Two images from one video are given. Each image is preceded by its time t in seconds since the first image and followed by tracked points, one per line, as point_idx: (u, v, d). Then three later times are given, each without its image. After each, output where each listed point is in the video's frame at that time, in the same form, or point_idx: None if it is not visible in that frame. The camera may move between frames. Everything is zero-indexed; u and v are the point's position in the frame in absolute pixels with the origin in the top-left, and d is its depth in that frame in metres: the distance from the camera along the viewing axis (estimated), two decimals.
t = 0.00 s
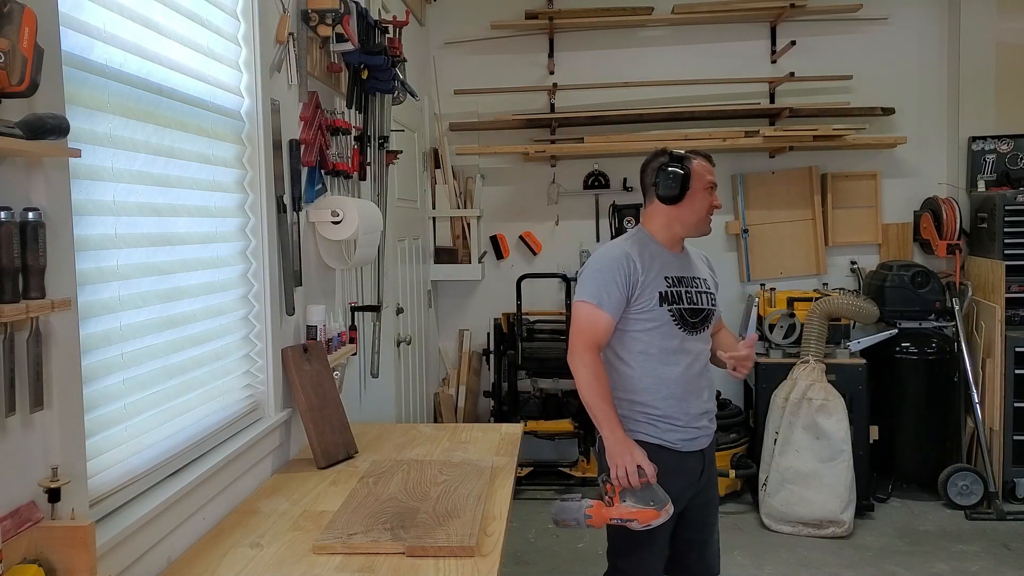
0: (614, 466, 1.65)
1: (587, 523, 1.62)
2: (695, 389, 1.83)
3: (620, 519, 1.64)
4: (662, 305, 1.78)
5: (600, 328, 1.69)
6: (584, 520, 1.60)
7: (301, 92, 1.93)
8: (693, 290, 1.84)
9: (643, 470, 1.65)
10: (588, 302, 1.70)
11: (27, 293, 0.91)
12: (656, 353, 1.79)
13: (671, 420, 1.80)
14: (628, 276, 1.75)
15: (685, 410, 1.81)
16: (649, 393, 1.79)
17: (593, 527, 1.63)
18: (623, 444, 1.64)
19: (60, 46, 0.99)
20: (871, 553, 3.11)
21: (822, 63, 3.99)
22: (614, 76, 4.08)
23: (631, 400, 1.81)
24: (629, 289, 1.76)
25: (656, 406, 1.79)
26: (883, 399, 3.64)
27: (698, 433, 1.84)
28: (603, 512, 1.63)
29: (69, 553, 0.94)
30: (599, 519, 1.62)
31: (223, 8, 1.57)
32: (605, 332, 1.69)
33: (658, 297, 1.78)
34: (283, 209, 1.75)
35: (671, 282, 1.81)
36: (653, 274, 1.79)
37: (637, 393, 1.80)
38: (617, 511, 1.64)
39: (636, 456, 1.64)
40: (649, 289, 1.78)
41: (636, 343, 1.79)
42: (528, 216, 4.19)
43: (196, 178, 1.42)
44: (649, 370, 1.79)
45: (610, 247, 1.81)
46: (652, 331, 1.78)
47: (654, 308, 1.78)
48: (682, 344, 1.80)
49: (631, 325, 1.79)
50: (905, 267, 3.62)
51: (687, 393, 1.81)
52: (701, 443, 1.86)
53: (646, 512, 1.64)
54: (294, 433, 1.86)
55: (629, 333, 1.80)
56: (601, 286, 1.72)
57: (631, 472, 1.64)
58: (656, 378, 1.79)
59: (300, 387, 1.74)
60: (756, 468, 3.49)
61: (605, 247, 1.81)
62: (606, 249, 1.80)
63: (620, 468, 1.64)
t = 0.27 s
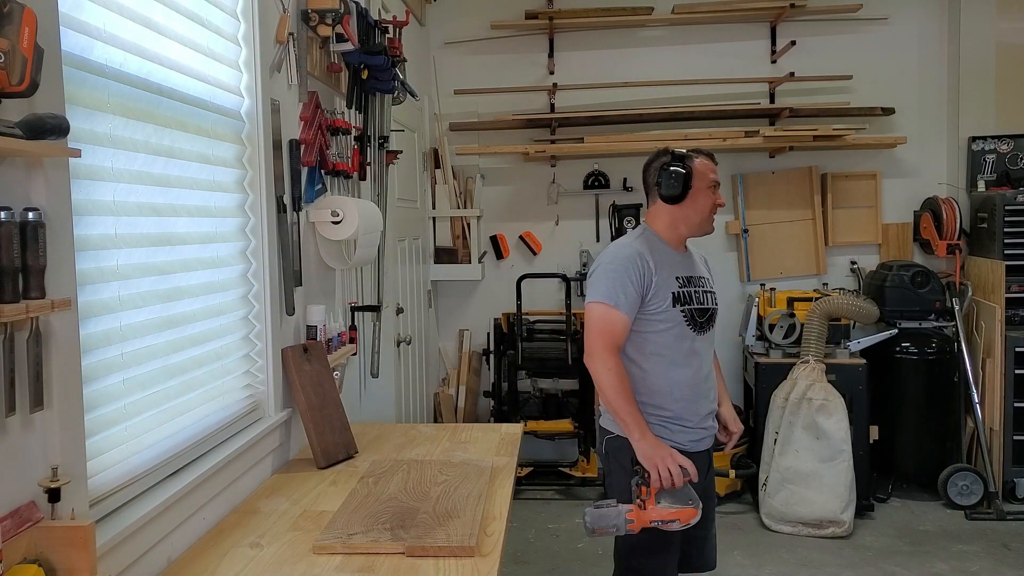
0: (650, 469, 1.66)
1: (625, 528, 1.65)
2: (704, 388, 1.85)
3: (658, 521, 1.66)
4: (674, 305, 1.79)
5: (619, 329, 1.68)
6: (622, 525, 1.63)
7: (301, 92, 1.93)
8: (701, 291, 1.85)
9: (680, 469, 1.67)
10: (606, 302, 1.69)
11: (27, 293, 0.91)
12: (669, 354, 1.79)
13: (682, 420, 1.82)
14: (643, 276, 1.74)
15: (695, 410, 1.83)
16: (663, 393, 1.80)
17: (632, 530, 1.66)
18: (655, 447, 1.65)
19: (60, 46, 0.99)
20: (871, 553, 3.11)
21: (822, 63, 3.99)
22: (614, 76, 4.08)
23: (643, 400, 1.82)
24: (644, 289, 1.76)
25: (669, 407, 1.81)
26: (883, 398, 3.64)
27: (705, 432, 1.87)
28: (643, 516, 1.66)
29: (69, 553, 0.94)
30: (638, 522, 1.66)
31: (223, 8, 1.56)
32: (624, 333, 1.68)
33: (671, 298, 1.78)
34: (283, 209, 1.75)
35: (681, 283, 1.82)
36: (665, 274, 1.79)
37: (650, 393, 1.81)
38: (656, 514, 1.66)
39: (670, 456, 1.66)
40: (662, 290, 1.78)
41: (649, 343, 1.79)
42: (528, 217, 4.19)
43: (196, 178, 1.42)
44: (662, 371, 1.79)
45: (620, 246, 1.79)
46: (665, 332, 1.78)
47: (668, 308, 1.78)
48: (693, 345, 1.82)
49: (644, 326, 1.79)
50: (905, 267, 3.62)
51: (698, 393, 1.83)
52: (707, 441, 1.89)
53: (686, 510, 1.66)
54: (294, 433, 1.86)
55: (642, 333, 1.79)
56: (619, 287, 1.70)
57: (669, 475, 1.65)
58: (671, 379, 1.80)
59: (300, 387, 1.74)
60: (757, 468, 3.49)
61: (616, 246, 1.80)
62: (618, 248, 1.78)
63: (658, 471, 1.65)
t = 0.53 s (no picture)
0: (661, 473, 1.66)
1: (637, 532, 1.64)
2: (708, 388, 1.86)
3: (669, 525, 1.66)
4: (679, 305, 1.79)
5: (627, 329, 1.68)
6: (633, 529, 1.63)
7: (301, 92, 1.93)
8: (704, 288, 1.86)
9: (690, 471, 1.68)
10: (613, 303, 1.68)
11: (27, 293, 0.91)
12: (675, 354, 1.79)
13: (687, 419, 1.82)
14: (648, 276, 1.74)
15: (700, 409, 1.84)
16: (668, 394, 1.80)
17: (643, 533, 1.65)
18: (668, 451, 1.66)
19: (60, 46, 0.99)
20: (871, 553, 3.11)
21: (822, 63, 3.99)
22: (614, 76, 4.08)
23: (648, 401, 1.82)
24: (650, 289, 1.75)
25: (674, 407, 1.81)
26: (883, 398, 3.64)
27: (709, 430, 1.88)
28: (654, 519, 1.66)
29: (68, 553, 0.94)
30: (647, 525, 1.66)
31: (223, 8, 1.57)
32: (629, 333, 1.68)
33: (676, 297, 1.78)
34: (283, 209, 1.75)
35: (685, 281, 1.82)
36: (670, 273, 1.79)
37: (656, 393, 1.81)
38: (667, 517, 1.65)
39: (681, 460, 1.66)
40: (667, 289, 1.77)
41: (655, 344, 1.79)
42: (528, 217, 4.19)
43: (195, 178, 1.42)
44: (668, 371, 1.79)
45: (624, 245, 1.79)
46: (670, 332, 1.78)
47: (673, 308, 1.78)
48: (698, 344, 1.82)
49: (649, 326, 1.78)
50: (905, 267, 3.62)
51: (703, 392, 1.84)
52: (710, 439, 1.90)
53: (696, 514, 1.66)
54: (294, 433, 1.86)
55: (647, 333, 1.79)
56: (625, 288, 1.69)
57: (680, 479, 1.65)
58: (676, 379, 1.80)
59: (300, 387, 1.74)
60: (757, 468, 3.49)
61: (620, 246, 1.79)
62: (622, 248, 1.78)
63: (670, 474, 1.66)
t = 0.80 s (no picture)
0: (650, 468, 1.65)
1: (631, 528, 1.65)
2: (704, 387, 1.85)
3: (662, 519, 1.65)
4: (671, 306, 1.78)
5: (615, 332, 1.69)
6: (625, 526, 1.63)
7: (301, 92, 1.93)
8: (700, 287, 1.85)
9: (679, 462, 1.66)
10: (600, 307, 1.69)
11: (27, 293, 0.91)
12: (668, 355, 1.79)
13: (681, 419, 1.82)
14: (637, 279, 1.74)
15: (696, 409, 1.83)
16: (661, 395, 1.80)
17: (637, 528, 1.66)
18: (653, 444, 1.64)
19: (60, 46, 0.99)
20: (871, 553, 3.11)
21: (822, 63, 3.99)
22: (614, 76, 4.08)
23: (642, 402, 1.82)
24: (639, 291, 1.76)
25: (668, 407, 1.81)
26: (883, 398, 3.64)
27: (707, 429, 1.87)
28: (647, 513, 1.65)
29: (68, 553, 0.94)
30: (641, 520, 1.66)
31: (223, 7, 1.56)
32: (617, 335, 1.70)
33: (667, 298, 1.78)
34: (283, 209, 1.75)
35: (678, 281, 1.81)
36: (661, 275, 1.78)
37: (649, 394, 1.81)
38: (658, 511, 1.65)
39: (669, 451, 1.64)
40: (658, 291, 1.77)
41: (647, 345, 1.79)
42: (528, 217, 4.19)
43: (195, 178, 1.42)
44: (661, 372, 1.79)
45: (615, 249, 1.80)
46: (663, 333, 1.78)
47: (664, 309, 1.78)
48: (693, 344, 1.81)
49: (641, 328, 1.79)
50: (905, 267, 3.62)
51: (698, 392, 1.83)
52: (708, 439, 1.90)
53: (689, 505, 1.65)
54: (294, 433, 1.86)
55: (639, 335, 1.79)
56: (611, 292, 1.70)
57: (669, 473, 1.63)
58: (669, 379, 1.80)
59: (300, 387, 1.74)
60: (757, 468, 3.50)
61: (610, 249, 1.80)
62: (612, 252, 1.79)
63: (657, 467, 1.64)
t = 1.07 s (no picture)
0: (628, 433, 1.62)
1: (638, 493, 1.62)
2: (688, 389, 1.80)
3: (659, 472, 1.58)
4: (646, 307, 1.78)
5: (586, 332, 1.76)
6: (629, 492, 1.60)
7: (301, 92, 1.93)
8: (682, 288, 1.82)
9: (649, 411, 1.61)
10: (570, 307, 1.79)
11: (27, 293, 0.91)
12: (645, 355, 1.80)
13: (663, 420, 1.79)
14: (607, 281, 1.79)
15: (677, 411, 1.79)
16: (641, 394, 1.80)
17: (643, 491, 1.59)
18: (620, 407, 1.63)
19: (60, 46, 0.99)
20: (871, 553, 3.11)
21: (822, 63, 3.99)
22: (614, 76, 4.08)
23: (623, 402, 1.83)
24: (610, 294, 1.79)
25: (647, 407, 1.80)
26: (883, 399, 3.64)
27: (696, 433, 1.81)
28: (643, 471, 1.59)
29: (68, 553, 0.94)
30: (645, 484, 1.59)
31: (223, 7, 1.56)
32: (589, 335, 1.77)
33: (641, 299, 1.79)
34: (283, 209, 1.75)
35: (656, 283, 1.80)
36: (636, 276, 1.79)
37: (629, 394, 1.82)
38: (651, 466, 1.59)
39: (634, 406, 1.60)
40: (632, 292, 1.79)
41: (625, 345, 1.82)
42: (528, 217, 4.19)
43: (196, 178, 1.42)
44: (638, 371, 1.80)
45: (594, 253, 1.85)
46: (639, 333, 1.80)
47: (639, 310, 1.79)
48: (673, 345, 1.80)
49: (618, 329, 1.82)
50: (905, 267, 3.62)
51: (680, 393, 1.79)
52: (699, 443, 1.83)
53: (677, 447, 1.59)
54: (294, 433, 1.86)
55: (618, 336, 1.83)
56: (580, 292, 1.78)
57: (641, 424, 1.59)
58: (646, 379, 1.79)
59: (300, 387, 1.74)
60: (757, 468, 3.50)
61: (588, 254, 1.85)
62: (590, 255, 1.85)
63: (631, 426, 1.60)
